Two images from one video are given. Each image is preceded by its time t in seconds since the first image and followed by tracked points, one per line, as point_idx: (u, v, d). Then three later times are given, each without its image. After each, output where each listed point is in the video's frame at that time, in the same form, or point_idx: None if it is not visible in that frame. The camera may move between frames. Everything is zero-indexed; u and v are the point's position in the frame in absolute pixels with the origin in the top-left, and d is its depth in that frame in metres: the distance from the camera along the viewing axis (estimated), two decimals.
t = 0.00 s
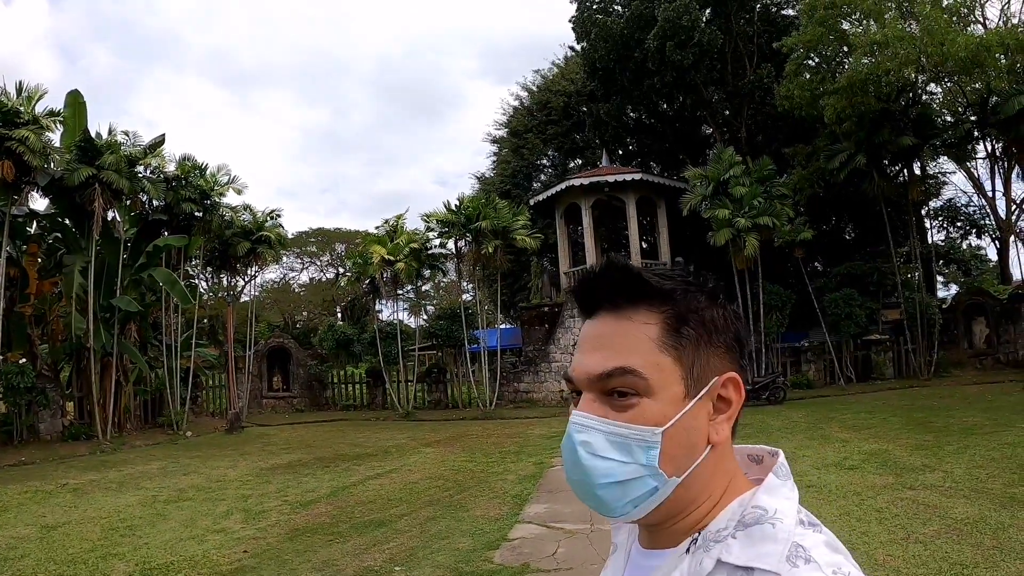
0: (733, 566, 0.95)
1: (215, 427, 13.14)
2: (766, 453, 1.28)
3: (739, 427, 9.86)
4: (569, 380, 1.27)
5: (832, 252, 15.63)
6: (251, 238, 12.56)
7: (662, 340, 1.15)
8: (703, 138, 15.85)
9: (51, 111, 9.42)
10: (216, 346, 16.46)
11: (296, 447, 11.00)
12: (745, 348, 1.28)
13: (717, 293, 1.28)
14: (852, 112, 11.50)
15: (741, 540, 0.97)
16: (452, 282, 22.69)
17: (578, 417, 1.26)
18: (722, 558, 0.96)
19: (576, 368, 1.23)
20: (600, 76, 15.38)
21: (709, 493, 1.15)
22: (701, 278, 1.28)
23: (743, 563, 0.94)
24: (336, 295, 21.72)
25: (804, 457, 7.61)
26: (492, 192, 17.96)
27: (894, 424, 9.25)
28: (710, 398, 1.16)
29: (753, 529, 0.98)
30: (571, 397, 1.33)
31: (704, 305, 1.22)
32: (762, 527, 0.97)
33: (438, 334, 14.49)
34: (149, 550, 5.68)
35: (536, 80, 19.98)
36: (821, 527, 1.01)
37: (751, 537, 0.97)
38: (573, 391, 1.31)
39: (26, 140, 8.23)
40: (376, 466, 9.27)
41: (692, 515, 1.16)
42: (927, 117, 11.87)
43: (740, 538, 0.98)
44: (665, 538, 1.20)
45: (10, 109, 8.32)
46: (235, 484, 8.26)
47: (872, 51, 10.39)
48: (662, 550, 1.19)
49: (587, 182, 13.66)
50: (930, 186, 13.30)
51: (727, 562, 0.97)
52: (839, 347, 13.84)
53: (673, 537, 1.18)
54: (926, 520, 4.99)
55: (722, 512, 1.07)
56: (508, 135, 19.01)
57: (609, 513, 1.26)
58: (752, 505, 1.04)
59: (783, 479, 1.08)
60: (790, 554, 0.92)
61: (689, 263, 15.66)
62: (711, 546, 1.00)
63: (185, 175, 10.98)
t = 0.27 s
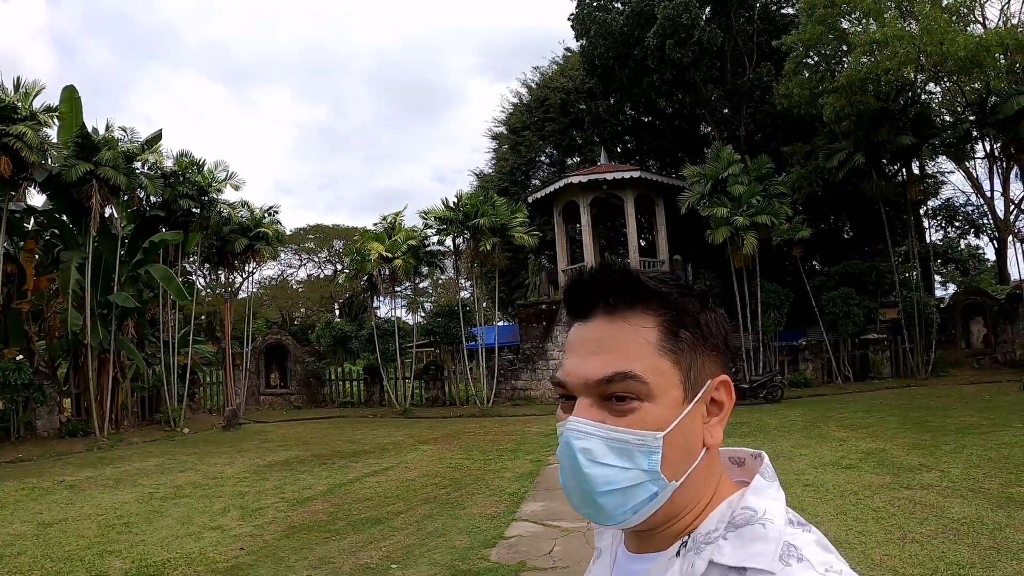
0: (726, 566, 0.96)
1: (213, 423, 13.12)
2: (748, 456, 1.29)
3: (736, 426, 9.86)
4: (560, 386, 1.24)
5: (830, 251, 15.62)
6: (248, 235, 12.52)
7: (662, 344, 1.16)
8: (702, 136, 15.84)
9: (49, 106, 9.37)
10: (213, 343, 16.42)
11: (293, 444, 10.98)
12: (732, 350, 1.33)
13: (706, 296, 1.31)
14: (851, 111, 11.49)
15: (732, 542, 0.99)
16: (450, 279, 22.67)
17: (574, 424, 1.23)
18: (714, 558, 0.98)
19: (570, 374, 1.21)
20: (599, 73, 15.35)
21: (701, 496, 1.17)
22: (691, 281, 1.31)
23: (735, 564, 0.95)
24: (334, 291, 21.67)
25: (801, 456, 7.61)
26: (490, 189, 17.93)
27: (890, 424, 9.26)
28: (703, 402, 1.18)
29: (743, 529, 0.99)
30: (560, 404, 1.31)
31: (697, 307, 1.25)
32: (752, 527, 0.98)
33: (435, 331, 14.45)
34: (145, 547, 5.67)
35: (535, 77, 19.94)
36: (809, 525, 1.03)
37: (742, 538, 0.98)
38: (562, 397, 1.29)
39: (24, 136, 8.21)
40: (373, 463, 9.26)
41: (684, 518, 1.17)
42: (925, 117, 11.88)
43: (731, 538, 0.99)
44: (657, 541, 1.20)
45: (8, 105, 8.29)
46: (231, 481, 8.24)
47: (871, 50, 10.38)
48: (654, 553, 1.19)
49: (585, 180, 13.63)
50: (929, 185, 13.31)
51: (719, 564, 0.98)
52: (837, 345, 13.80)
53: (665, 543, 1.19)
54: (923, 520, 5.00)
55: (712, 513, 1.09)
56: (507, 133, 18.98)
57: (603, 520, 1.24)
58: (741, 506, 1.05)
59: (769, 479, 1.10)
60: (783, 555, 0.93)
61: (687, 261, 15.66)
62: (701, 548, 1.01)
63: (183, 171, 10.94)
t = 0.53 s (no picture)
0: (719, 560, 0.98)
1: (210, 418, 13.11)
2: (729, 451, 1.29)
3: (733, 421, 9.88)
4: (560, 379, 1.27)
5: (827, 248, 15.65)
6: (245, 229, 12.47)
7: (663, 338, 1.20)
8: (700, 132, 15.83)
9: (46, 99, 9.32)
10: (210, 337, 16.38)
11: (290, 438, 10.98)
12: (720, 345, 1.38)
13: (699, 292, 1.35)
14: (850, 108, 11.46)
15: (725, 535, 1.01)
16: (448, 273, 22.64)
17: (573, 416, 1.26)
18: (707, 552, 1.00)
19: (571, 367, 1.23)
20: (598, 68, 15.30)
21: (691, 491, 1.24)
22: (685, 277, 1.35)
23: (728, 557, 0.97)
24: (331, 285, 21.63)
25: (797, 452, 7.63)
26: (488, 184, 17.89)
27: (886, 421, 9.28)
28: (698, 397, 1.24)
29: (735, 523, 1.01)
30: (556, 396, 1.33)
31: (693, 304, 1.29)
32: (744, 521, 1.00)
33: (432, 325, 14.42)
34: (142, 541, 5.67)
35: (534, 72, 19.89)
36: (799, 518, 1.04)
37: (734, 532, 1.00)
38: (558, 389, 1.31)
39: (21, 130, 8.17)
40: (370, 457, 9.26)
41: (674, 514, 1.22)
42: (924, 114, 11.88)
43: (724, 531, 1.01)
44: (645, 537, 1.24)
45: (4, 98, 8.25)
46: (228, 476, 8.24)
47: (871, 47, 10.37)
48: (644, 550, 1.23)
49: (583, 175, 13.60)
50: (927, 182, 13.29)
51: (712, 558, 1.00)
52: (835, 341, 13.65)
53: (655, 537, 1.23)
54: (918, 517, 5.02)
55: (704, 511, 1.11)
56: (505, 127, 18.92)
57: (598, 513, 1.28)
58: (732, 504, 1.07)
59: (755, 475, 1.13)
60: (775, 545, 0.95)
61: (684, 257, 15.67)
62: (694, 544, 1.04)
63: (180, 165, 10.89)
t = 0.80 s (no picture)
0: (715, 550, 1.07)
1: (206, 412, 13.07)
2: (710, 451, 1.41)
3: (728, 416, 9.92)
4: (576, 368, 1.31)
5: (824, 244, 15.70)
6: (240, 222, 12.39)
7: (678, 335, 1.27)
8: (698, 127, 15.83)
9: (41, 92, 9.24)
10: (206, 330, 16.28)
11: (287, 432, 10.97)
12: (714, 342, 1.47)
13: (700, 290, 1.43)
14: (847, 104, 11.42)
15: (718, 527, 1.09)
16: (445, 267, 22.55)
17: (592, 405, 1.30)
18: (704, 543, 1.08)
19: (591, 356, 1.28)
20: (596, 63, 15.20)
21: (686, 487, 1.34)
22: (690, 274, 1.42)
23: (724, 547, 1.05)
24: (328, 279, 21.49)
25: (792, 447, 7.66)
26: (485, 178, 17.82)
27: (882, 416, 9.33)
28: (700, 395, 1.34)
29: (728, 516, 1.10)
30: (564, 385, 1.36)
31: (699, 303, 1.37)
32: (737, 513, 1.09)
33: (428, 319, 14.39)
34: (139, 535, 5.68)
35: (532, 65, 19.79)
36: (780, 504, 1.14)
37: (727, 524, 1.08)
38: (569, 379, 1.35)
39: (17, 123, 8.13)
40: (366, 451, 9.26)
41: (668, 508, 1.31)
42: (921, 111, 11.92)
43: (718, 524, 1.10)
44: (640, 530, 1.30)
45: None
46: (225, 469, 8.24)
47: (868, 43, 10.37)
48: (640, 544, 1.28)
49: (580, 170, 13.57)
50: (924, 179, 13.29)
51: (707, 548, 1.08)
52: (830, 337, 13.60)
53: (654, 527, 1.30)
54: (912, 512, 5.05)
55: (695, 504, 1.19)
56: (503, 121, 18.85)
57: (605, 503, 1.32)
58: (722, 496, 1.15)
59: (742, 470, 1.23)
60: (768, 535, 1.04)
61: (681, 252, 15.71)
62: (689, 536, 1.12)
63: (175, 158, 10.78)
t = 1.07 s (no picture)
0: (705, 541, 1.09)
1: (202, 404, 13.06)
2: (698, 443, 1.45)
3: (723, 411, 9.96)
4: (575, 356, 1.33)
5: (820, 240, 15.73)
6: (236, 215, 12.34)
7: (677, 326, 1.32)
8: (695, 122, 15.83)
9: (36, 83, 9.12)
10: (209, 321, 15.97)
11: (283, 425, 10.98)
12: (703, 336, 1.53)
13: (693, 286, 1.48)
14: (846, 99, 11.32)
15: (708, 518, 1.11)
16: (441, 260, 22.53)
17: (593, 393, 1.32)
18: (694, 534, 1.10)
19: (591, 345, 1.30)
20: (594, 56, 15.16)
21: (678, 478, 1.37)
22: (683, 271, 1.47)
23: (714, 538, 1.07)
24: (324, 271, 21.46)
25: (787, 442, 7.70)
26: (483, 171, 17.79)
27: (876, 412, 9.39)
28: (693, 388, 1.38)
29: (719, 506, 1.11)
30: (562, 375, 1.38)
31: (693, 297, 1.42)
32: (726, 504, 1.11)
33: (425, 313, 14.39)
34: (134, 528, 5.68)
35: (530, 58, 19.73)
36: (765, 491, 1.17)
37: (718, 514, 1.10)
38: (567, 369, 1.36)
39: (12, 115, 8.08)
40: (361, 444, 9.27)
41: (660, 500, 1.34)
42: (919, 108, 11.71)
43: (707, 515, 1.11)
44: (631, 521, 1.32)
45: None
46: (220, 462, 8.24)
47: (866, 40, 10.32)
48: (633, 534, 1.30)
49: (577, 163, 13.56)
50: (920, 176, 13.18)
51: (697, 540, 1.10)
52: (825, 333, 13.67)
53: (647, 520, 1.32)
54: (906, 507, 5.09)
55: (683, 496, 1.21)
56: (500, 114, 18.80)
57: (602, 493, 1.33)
58: (710, 487, 1.17)
59: (731, 462, 1.26)
60: (757, 527, 1.06)
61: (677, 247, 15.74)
62: (680, 526, 1.14)
63: (172, 150, 10.74)
